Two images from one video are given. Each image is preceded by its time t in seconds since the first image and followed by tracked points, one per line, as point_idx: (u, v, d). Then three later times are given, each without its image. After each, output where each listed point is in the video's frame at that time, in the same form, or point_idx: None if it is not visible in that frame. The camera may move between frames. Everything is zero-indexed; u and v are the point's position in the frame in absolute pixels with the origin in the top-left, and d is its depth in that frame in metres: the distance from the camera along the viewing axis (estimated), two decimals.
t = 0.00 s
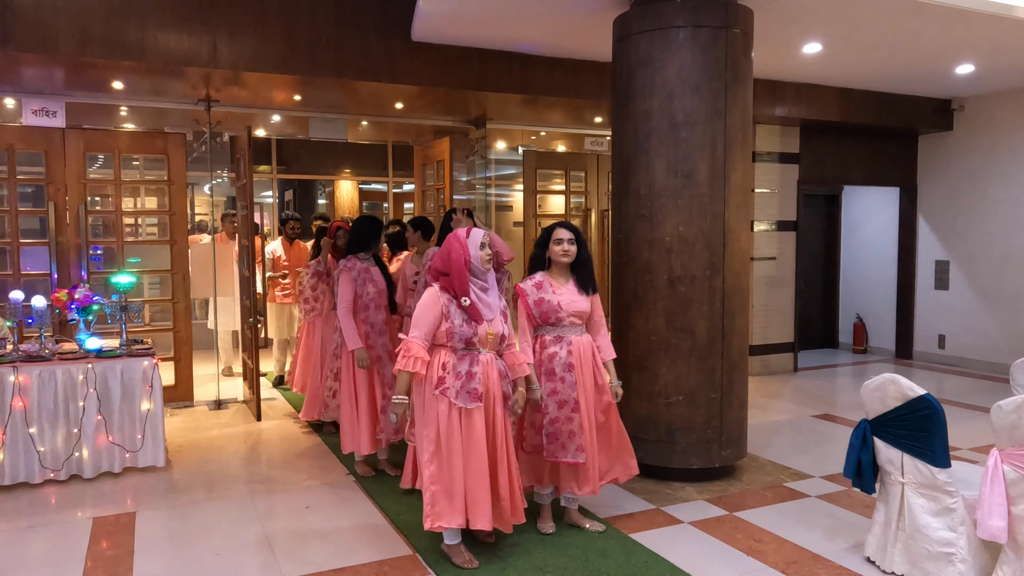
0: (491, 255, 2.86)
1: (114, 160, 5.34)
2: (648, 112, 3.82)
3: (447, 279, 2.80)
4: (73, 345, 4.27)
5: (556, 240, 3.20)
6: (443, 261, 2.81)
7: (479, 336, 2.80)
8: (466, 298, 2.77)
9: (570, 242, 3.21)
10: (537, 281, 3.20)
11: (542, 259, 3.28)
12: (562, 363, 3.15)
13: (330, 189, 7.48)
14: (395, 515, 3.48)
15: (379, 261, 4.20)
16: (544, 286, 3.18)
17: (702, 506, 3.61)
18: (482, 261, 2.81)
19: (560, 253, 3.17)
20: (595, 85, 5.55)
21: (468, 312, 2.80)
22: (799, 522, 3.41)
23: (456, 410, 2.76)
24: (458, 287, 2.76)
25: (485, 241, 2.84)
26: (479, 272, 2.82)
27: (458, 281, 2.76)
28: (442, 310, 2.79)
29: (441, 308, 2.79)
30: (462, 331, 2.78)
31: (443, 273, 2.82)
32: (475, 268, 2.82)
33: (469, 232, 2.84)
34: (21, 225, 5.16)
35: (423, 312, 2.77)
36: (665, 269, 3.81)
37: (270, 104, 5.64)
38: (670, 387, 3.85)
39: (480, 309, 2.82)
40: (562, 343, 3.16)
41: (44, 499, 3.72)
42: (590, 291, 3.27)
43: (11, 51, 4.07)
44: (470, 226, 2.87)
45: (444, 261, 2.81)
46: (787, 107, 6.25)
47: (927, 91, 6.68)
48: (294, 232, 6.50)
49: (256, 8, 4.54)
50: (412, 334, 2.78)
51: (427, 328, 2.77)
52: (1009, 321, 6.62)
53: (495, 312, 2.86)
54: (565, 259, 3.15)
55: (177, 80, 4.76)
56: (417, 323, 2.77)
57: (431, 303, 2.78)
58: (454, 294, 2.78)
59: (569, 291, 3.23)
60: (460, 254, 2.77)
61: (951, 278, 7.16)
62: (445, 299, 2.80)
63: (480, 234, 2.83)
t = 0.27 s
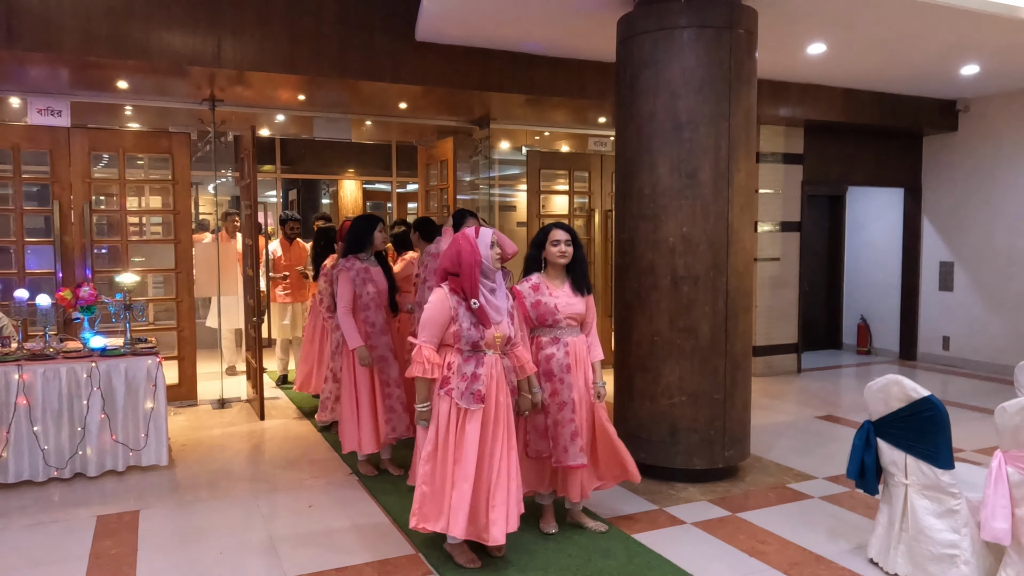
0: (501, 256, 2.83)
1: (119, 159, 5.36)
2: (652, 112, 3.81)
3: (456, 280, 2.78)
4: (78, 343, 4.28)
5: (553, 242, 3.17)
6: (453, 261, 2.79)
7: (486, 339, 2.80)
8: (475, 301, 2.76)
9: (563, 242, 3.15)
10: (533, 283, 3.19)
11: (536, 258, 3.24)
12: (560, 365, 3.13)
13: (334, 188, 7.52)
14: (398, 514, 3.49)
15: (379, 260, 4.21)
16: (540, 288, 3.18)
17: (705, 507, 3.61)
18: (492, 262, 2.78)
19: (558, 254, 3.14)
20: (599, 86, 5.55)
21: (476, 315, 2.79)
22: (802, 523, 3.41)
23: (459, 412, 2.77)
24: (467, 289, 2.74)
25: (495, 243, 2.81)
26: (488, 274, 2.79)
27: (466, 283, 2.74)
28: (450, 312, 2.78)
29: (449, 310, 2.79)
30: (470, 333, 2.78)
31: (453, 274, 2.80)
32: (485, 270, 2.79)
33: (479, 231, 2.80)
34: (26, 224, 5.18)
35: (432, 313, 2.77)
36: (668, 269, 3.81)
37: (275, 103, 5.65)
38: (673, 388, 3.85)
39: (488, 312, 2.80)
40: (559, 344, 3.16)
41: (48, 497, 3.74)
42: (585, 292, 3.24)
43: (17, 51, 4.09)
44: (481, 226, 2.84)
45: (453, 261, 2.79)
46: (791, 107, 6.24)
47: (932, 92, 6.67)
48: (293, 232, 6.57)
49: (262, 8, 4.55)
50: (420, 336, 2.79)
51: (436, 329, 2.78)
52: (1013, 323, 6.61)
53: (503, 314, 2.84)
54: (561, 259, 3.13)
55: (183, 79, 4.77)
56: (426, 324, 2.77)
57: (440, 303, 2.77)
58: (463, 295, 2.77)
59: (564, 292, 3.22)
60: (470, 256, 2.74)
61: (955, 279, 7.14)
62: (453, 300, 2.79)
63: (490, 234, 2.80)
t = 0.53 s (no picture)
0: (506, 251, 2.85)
1: (118, 157, 5.36)
2: (651, 111, 3.81)
3: (462, 276, 2.79)
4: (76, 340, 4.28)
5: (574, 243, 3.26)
6: (459, 257, 2.80)
7: (492, 335, 2.80)
8: (481, 297, 2.77)
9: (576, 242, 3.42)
10: (531, 282, 3.18)
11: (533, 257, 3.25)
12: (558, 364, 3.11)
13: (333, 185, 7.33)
14: (397, 512, 3.49)
15: (378, 260, 4.17)
16: (539, 287, 3.17)
17: (704, 505, 3.62)
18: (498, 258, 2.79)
19: (555, 252, 3.13)
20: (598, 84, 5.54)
21: (482, 311, 2.80)
22: (801, 521, 3.42)
23: (464, 408, 2.77)
24: (472, 285, 2.76)
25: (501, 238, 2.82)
26: (494, 270, 2.80)
27: (472, 279, 2.75)
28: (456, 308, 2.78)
29: (455, 306, 2.79)
30: (476, 329, 2.79)
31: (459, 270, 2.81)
32: (490, 266, 2.80)
33: (485, 227, 2.81)
34: (25, 222, 5.18)
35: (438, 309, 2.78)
36: (668, 268, 3.81)
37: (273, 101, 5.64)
38: (672, 386, 3.85)
39: (494, 308, 2.80)
40: (558, 343, 3.13)
41: (47, 494, 3.74)
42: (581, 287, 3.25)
43: (15, 48, 4.08)
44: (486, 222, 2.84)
45: (459, 257, 2.80)
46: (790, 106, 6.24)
47: (931, 91, 6.67)
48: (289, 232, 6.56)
49: (260, 5, 4.54)
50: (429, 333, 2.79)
51: (442, 325, 2.78)
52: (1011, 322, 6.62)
53: (508, 310, 2.85)
54: (558, 258, 3.12)
55: (181, 77, 4.76)
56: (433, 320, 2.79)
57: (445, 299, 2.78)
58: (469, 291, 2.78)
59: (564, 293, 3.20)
60: (475, 251, 2.75)
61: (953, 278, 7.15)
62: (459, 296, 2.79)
63: (496, 230, 2.80)
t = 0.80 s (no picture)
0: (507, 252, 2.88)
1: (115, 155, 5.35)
2: (647, 112, 3.83)
3: (463, 277, 2.80)
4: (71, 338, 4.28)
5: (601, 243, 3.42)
6: (461, 258, 2.82)
7: (494, 336, 2.81)
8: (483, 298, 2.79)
9: (609, 241, 3.38)
10: (532, 283, 2.97)
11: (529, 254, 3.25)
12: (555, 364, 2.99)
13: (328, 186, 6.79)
14: (393, 512, 3.50)
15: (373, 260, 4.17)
16: (540, 289, 2.95)
17: (699, 507, 3.65)
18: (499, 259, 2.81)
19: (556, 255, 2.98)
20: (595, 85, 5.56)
21: (483, 312, 2.81)
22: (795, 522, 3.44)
23: (463, 409, 2.77)
24: (473, 285, 2.79)
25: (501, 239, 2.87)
26: (495, 271, 2.82)
27: (473, 279, 2.78)
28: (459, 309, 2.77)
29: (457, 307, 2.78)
30: (478, 331, 2.80)
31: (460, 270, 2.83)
32: (491, 267, 2.82)
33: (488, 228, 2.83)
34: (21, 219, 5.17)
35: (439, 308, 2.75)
36: (664, 269, 3.82)
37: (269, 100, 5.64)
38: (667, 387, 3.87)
39: (495, 309, 2.82)
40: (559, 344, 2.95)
41: (42, 492, 3.74)
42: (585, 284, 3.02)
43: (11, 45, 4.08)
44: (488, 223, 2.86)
45: (461, 258, 2.82)
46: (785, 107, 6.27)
47: (925, 94, 6.71)
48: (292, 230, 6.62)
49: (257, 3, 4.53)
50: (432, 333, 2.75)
51: (446, 326, 2.73)
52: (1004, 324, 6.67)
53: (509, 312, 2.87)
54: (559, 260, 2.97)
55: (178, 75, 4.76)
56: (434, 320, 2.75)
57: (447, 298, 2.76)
58: (470, 292, 2.79)
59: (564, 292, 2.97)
60: (476, 252, 2.78)
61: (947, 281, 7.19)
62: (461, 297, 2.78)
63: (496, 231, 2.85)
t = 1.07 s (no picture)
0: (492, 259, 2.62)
1: (102, 149, 5.31)
2: (634, 109, 3.77)
3: (441, 289, 2.61)
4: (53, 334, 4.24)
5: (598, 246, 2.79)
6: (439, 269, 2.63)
7: (474, 353, 2.62)
8: (462, 311, 2.59)
9: (604, 244, 2.76)
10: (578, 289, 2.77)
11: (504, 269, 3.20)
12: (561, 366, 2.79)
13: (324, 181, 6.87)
14: (372, 512, 3.45)
15: (372, 256, 4.01)
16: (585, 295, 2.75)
17: (681, 507, 3.59)
18: (478, 268, 2.56)
19: (604, 261, 2.76)
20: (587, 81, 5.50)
21: (464, 325, 2.62)
22: (778, 526, 3.39)
23: (446, 432, 2.58)
24: (452, 298, 2.59)
25: (485, 246, 2.60)
26: (475, 281, 2.59)
27: (451, 292, 2.58)
28: (434, 325, 2.60)
29: (433, 323, 2.60)
30: (460, 347, 2.62)
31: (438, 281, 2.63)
32: (471, 276, 2.59)
33: (467, 233, 2.61)
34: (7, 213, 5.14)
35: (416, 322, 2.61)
36: (649, 267, 3.76)
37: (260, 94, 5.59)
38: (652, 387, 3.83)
39: (477, 324, 2.62)
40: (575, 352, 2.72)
41: (19, 489, 3.71)
42: (590, 281, 2.79)
43: None
44: (468, 228, 2.63)
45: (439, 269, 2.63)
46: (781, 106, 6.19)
47: (924, 93, 6.64)
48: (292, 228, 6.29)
49: None
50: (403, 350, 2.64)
51: (418, 342, 2.61)
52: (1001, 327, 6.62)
53: (492, 324, 2.65)
54: (606, 267, 2.75)
55: (165, 69, 4.71)
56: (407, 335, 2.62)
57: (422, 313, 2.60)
58: (449, 305, 2.60)
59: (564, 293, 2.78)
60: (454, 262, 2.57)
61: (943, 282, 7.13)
62: (437, 311, 2.60)
63: (478, 237, 2.57)
